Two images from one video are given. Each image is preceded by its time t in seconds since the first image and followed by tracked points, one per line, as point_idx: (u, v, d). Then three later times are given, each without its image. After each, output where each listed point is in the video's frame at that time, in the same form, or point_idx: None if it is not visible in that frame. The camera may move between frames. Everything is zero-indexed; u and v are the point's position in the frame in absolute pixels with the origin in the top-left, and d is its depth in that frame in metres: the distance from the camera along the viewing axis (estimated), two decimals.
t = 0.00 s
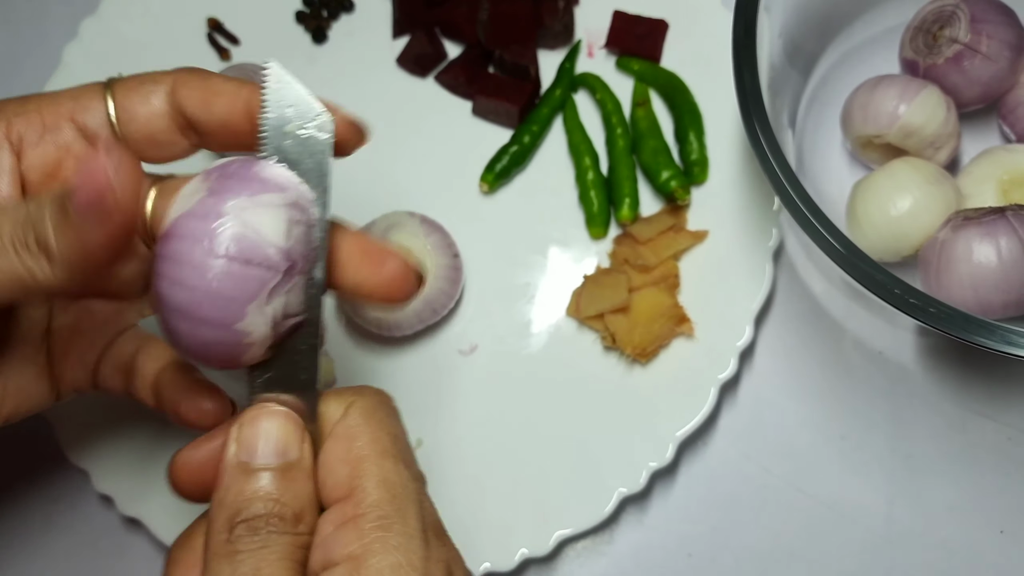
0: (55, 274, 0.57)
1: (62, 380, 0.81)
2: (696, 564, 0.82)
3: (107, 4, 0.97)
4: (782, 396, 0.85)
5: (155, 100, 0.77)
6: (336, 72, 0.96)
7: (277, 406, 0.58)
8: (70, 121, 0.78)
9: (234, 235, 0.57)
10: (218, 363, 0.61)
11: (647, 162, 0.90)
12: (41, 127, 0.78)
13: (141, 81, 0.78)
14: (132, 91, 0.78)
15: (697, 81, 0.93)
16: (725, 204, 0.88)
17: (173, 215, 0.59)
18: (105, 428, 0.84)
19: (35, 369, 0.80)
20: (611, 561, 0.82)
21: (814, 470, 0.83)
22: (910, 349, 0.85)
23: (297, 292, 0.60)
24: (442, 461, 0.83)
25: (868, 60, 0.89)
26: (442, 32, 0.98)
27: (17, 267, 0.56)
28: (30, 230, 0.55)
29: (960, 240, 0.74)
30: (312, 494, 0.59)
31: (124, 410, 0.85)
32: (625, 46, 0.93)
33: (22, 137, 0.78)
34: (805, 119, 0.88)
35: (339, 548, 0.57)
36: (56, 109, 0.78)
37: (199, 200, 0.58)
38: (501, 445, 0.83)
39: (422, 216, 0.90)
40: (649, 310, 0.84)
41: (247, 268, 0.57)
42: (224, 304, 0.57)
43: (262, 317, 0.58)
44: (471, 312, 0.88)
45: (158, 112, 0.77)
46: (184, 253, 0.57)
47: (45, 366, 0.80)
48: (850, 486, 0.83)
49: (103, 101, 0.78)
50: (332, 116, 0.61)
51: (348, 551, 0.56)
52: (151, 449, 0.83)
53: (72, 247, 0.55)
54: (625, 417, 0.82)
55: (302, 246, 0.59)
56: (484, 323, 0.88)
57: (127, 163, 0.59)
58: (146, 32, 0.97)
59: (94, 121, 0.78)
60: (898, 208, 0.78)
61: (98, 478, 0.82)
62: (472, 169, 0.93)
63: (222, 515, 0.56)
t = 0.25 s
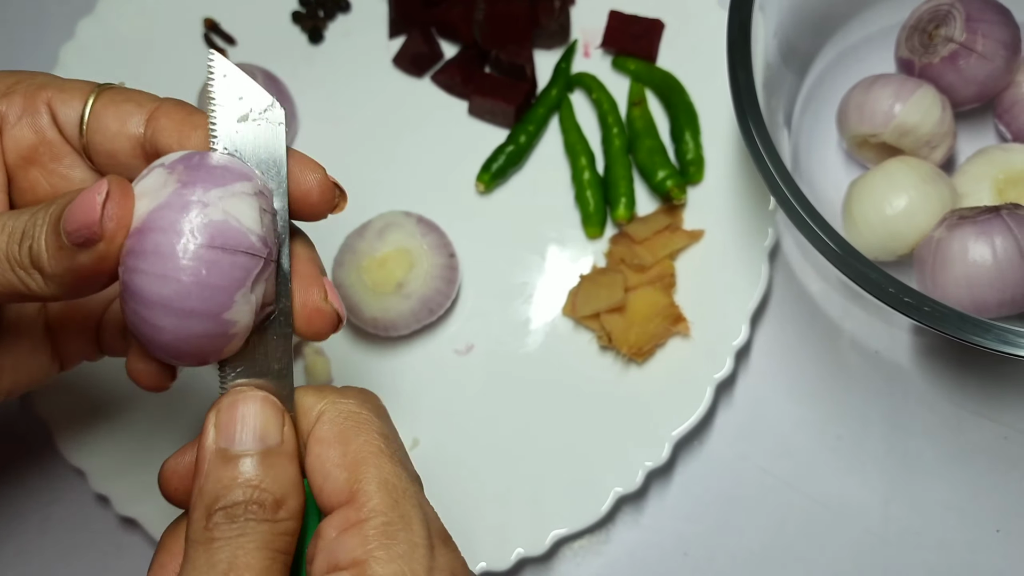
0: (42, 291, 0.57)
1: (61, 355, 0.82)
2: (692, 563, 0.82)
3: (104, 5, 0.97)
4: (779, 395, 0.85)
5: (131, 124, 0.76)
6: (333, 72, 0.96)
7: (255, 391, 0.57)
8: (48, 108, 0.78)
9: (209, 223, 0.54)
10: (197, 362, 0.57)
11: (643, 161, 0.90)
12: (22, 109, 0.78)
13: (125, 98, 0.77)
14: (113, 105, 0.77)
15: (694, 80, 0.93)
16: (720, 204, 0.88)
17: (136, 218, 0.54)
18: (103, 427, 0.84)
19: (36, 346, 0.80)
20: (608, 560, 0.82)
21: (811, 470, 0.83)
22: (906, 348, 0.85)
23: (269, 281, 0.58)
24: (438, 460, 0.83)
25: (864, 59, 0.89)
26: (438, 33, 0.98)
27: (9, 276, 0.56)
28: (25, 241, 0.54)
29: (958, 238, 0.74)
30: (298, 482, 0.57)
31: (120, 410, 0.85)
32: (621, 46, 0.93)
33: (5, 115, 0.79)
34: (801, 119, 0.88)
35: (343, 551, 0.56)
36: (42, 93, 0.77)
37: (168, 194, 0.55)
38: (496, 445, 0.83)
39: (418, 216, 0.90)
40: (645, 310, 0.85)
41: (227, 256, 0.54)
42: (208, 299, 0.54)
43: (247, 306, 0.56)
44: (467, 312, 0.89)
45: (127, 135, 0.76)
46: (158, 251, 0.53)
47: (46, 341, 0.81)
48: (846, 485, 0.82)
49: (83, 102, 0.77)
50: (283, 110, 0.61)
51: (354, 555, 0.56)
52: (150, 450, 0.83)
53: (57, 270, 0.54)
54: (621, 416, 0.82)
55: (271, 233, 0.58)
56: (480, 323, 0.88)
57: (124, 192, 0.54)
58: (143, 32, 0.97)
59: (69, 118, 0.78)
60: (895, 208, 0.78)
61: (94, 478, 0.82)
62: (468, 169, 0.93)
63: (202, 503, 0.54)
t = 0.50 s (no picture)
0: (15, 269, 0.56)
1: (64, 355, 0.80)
2: (692, 563, 0.82)
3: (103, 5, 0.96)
4: (779, 395, 0.85)
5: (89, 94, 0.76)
6: (332, 72, 0.96)
7: (226, 364, 0.57)
8: (13, 89, 0.79)
9: (165, 195, 0.51)
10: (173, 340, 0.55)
11: (643, 160, 0.90)
12: None
13: (81, 70, 0.77)
14: (72, 77, 0.77)
15: (693, 79, 0.93)
16: (720, 203, 0.88)
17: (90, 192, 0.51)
18: (102, 427, 0.84)
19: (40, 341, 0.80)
20: (608, 560, 0.82)
21: (811, 469, 0.83)
22: (905, 347, 0.85)
23: (242, 250, 0.55)
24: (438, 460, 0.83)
25: (864, 59, 0.89)
26: (437, 32, 0.98)
27: None
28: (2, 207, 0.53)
29: (956, 237, 0.74)
30: (270, 463, 0.58)
31: (123, 415, 0.85)
32: (620, 45, 0.93)
33: None
34: (801, 118, 0.88)
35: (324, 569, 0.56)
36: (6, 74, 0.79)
37: (122, 162, 0.51)
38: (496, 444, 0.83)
39: (417, 215, 0.90)
40: (645, 310, 0.85)
41: (189, 230, 0.51)
42: (173, 278, 0.51)
43: (217, 283, 0.53)
44: (466, 312, 0.88)
45: (84, 105, 0.77)
46: (113, 229, 0.50)
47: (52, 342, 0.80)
48: (846, 484, 0.82)
49: (44, 77, 0.78)
50: (271, 62, 0.59)
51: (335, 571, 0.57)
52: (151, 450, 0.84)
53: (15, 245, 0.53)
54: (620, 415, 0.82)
55: (240, 199, 0.54)
56: (479, 323, 0.88)
57: (66, 157, 0.52)
58: (142, 32, 0.97)
59: (33, 95, 0.79)
60: (894, 207, 0.78)
61: (95, 480, 0.82)
62: (468, 169, 0.93)
63: (166, 477, 0.54)
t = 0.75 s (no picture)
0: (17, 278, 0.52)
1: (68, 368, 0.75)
2: (696, 564, 0.82)
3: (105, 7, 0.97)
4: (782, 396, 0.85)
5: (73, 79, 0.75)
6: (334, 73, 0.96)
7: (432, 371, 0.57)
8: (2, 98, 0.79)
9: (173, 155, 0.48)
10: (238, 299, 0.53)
11: (645, 161, 0.90)
12: None
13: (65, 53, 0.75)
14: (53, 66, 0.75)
15: (695, 80, 0.93)
16: (722, 204, 0.88)
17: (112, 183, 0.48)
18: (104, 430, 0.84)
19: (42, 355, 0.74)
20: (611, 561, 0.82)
21: (814, 470, 0.83)
22: (908, 348, 0.85)
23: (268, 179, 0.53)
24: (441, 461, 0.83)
25: (866, 59, 0.89)
26: (439, 33, 0.98)
27: None
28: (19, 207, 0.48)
29: (959, 238, 0.74)
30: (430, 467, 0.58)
31: (126, 423, 0.84)
32: (622, 46, 0.93)
33: None
34: (803, 119, 0.88)
35: None
36: None
37: (121, 144, 0.48)
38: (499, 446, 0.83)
39: (419, 218, 0.89)
40: (647, 311, 0.84)
41: (216, 171, 0.49)
42: (226, 230, 0.49)
43: (264, 213, 0.51)
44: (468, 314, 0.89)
45: (71, 92, 0.75)
46: (148, 210, 0.47)
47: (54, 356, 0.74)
48: (850, 485, 0.82)
49: (25, 76, 0.78)
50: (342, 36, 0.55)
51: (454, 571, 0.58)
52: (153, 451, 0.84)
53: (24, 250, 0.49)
54: (624, 416, 0.82)
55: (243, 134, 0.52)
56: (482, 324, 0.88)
57: (76, 162, 0.47)
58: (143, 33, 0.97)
59: (21, 98, 0.79)
60: (896, 208, 0.78)
61: (98, 482, 0.82)
62: (470, 170, 0.93)
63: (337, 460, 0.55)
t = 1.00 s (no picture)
0: (95, 234, 0.55)
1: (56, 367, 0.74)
2: (697, 562, 0.82)
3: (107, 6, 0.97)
4: (783, 394, 0.85)
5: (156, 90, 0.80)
6: (335, 72, 0.96)
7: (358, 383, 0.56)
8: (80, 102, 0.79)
9: (283, 166, 0.57)
10: (268, 305, 0.59)
11: (647, 160, 0.90)
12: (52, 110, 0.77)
13: (144, 65, 0.81)
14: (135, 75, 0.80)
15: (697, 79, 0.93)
16: (723, 202, 0.88)
17: (259, 183, 0.56)
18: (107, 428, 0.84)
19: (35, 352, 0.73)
20: (612, 559, 0.82)
21: (815, 468, 0.83)
22: (910, 347, 0.85)
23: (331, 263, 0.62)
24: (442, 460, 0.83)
25: (868, 58, 0.89)
26: (441, 33, 0.98)
27: (54, 217, 0.54)
28: (81, 185, 0.54)
29: (960, 237, 0.74)
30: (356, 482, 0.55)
31: (129, 422, 0.84)
32: (623, 45, 0.93)
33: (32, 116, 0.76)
34: (804, 118, 0.88)
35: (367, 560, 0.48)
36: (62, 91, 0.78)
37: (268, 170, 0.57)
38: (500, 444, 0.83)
39: (421, 216, 0.90)
40: (649, 309, 0.84)
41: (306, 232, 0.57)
42: (299, 233, 0.57)
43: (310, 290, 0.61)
44: (469, 313, 0.88)
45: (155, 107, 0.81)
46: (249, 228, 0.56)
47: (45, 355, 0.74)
48: (851, 483, 0.82)
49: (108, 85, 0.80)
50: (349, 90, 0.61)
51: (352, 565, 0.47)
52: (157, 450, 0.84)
53: (120, 209, 0.53)
54: (625, 415, 0.82)
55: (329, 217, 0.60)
56: (483, 323, 0.88)
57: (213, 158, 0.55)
58: (145, 33, 0.97)
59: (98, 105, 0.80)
60: (899, 207, 0.78)
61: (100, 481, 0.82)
62: (472, 169, 0.93)
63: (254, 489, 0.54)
